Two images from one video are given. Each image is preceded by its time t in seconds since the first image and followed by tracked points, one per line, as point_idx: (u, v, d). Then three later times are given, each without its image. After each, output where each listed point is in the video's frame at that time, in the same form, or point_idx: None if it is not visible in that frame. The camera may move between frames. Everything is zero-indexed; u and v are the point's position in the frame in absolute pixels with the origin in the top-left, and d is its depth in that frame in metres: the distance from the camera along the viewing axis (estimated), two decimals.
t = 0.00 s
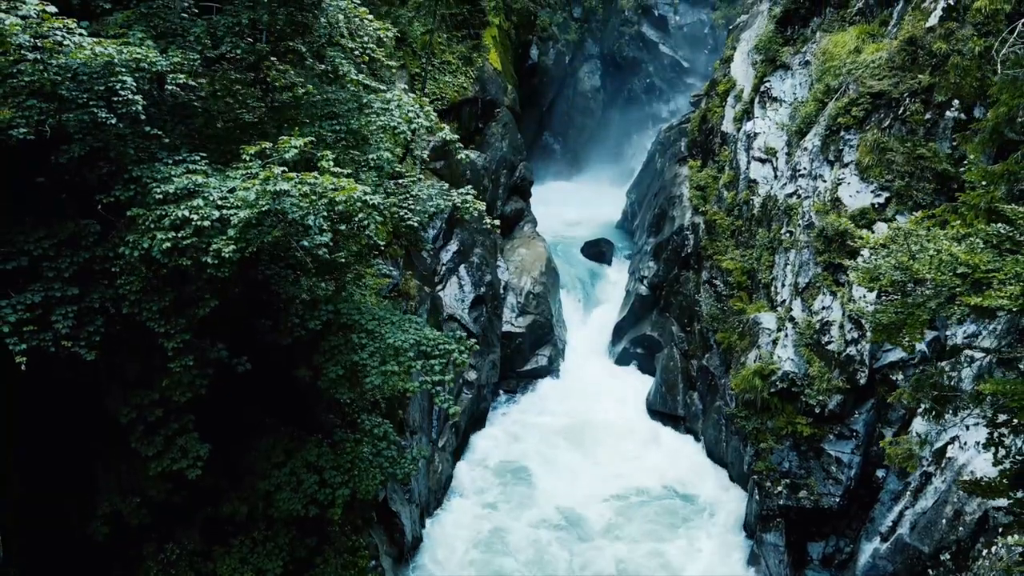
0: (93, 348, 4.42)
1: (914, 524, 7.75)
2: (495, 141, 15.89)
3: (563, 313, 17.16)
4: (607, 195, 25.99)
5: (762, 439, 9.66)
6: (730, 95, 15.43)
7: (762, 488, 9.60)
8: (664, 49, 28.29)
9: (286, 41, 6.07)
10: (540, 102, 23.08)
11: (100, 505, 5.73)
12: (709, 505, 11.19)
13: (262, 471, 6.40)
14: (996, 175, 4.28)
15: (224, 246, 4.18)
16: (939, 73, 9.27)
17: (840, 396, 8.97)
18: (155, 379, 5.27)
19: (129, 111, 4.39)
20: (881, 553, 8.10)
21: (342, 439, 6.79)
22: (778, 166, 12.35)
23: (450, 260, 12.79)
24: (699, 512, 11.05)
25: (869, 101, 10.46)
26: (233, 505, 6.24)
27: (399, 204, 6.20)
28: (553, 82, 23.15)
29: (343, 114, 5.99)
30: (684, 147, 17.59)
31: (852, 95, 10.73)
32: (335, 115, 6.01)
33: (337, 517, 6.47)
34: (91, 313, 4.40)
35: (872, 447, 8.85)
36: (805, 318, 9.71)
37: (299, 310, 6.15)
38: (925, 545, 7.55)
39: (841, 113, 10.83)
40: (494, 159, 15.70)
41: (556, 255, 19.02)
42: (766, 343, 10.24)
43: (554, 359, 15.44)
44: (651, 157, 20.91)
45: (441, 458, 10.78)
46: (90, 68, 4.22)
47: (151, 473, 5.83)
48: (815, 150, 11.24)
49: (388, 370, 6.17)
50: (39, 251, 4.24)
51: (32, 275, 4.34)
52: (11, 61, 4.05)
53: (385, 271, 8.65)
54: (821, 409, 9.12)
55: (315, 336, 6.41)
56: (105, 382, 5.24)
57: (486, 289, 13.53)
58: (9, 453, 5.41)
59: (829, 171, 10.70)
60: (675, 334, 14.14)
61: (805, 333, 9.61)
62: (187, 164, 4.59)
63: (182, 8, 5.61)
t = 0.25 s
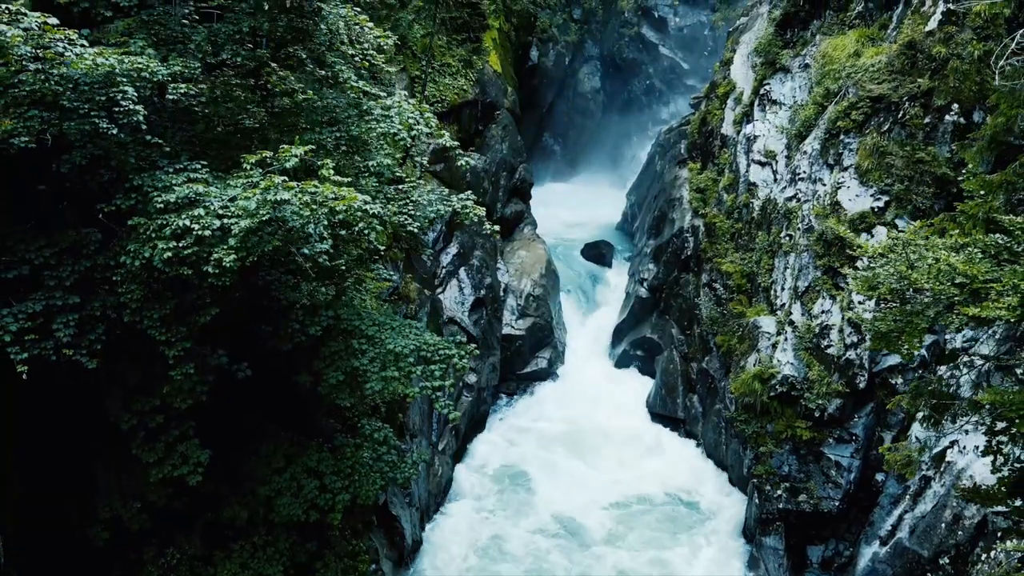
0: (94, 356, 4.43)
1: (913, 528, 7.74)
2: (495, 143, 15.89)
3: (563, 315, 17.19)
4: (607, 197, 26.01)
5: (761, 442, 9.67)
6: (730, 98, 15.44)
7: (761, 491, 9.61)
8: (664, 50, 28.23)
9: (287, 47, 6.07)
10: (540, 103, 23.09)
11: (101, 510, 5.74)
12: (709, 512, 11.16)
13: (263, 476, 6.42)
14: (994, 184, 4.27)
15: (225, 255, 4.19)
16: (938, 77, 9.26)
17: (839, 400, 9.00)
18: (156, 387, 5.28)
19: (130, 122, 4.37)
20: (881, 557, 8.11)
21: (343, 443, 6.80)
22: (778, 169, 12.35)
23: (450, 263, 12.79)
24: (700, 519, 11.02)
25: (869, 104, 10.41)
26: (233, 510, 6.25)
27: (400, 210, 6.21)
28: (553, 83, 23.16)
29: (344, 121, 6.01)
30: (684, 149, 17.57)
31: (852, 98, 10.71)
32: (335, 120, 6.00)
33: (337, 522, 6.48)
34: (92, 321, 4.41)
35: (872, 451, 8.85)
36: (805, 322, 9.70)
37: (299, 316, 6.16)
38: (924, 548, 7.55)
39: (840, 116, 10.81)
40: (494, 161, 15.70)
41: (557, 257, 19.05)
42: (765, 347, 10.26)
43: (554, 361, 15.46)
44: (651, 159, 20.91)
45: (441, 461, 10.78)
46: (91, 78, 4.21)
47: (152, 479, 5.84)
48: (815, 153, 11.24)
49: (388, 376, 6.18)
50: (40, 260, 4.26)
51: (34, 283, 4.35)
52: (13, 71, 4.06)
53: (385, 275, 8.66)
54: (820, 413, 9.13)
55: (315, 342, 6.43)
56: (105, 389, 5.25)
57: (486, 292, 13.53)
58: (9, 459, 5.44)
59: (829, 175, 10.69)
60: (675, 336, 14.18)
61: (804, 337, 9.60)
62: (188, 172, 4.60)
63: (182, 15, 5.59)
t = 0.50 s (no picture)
0: (96, 367, 4.45)
1: (912, 534, 7.73)
2: (495, 146, 15.90)
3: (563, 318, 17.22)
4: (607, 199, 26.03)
5: (761, 447, 9.69)
6: (730, 102, 15.46)
7: (760, 496, 9.64)
8: (664, 52, 28.16)
9: (291, 55, 6.05)
10: (540, 105, 23.10)
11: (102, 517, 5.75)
12: (710, 519, 11.08)
13: (264, 483, 6.43)
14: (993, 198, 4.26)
15: (227, 268, 4.19)
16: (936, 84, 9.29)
17: (838, 406, 9.02)
18: (156, 396, 5.28)
19: (132, 135, 4.38)
20: (880, 562, 8.10)
21: (343, 450, 6.82)
22: (777, 173, 12.37)
23: (450, 266, 12.80)
24: (701, 528, 10.93)
25: (868, 109, 10.39)
26: (234, 517, 6.25)
27: (400, 217, 6.22)
28: (553, 85, 23.20)
29: (344, 130, 6.02)
30: (684, 152, 17.58)
31: (852, 103, 10.69)
32: (335, 130, 6.03)
33: (337, 529, 6.49)
34: (94, 332, 4.43)
35: (871, 455, 8.88)
36: (804, 327, 9.71)
37: (299, 324, 6.16)
38: (923, 554, 7.54)
39: (840, 121, 10.81)
40: (494, 164, 15.72)
41: (556, 260, 19.07)
42: (765, 352, 10.27)
43: (554, 364, 15.49)
44: (651, 161, 20.94)
45: (441, 465, 10.79)
46: (94, 91, 4.21)
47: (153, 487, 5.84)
48: (815, 158, 11.24)
49: (388, 384, 6.20)
50: (42, 271, 4.27)
51: (35, 295, 4.37)
52: (17, 86, 4.08)
53: (385, 279, 8.67)
54: (820, 418, 9.14)
55: (316, 349, 6.45)
56: (107, 396, 5.24)
57: (486, 295, 13.54)
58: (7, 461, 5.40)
59: (828, 179, 10.70)
60: (674, 340, 14.22)
61: (804, 342, 9.61)
62: (189, 183, 4.61)
63: (184, 24, 5.58)
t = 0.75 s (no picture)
0: (97, 375, 4.46)
1: (912, 538, 7.66)
2: (495, 149, 15.91)
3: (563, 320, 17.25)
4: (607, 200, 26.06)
5: (760, 451, 9.72)
6: (729, 104, 15.49)
7: (760, 500, 9.66)
8: (664, 54, 28.21)
9: (292, 63, 6.06)
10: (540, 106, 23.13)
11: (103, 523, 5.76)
12: (709, 525, 11.04)
13: (264, 488, 6.44)
14: (993, 208, 4.23)
15: (227, 277, 4.20)
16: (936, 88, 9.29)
17: (837, 410, 9.02)
18: (157, 403, 5.28)
19: (132, 145, 4.37)
20: (879, 566, 8.07)
21: (343, 455, 6.84)
22: (777, 177, 12.40)
23: (450, 269, 12.82)
24: (700, 534, 10.87)
25: (868, 113, 10.39)
26: (235, 522, 6.26)
27: (399, 224, 6.23)
28: (553, 86, 23.24)
29: (344, 137, 6.05)
30: (684, 154, 17.59)
31: (851, 107, 10.68)
32: (336, 137, 6.05)
33: (338, 534, 6.50)
34: (95, 340, 4.45)
35: (870, 459, 8.89)
36: (804, 331, 9.70)
37: (300, 330, 6.15)
38: (922, 558, 7.45)
39: (839, 125, 10.81)
40: (494, 166, 15.74)
41: (557, 262, 19.10)
42: (764, 356, 10.30)
43: (554, 367, 15.51)
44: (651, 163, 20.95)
45: (441, 468, 10.80)
46: (95, 102, 4.22)
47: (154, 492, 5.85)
48: (815, 161, 11.25)
49: (388, 391, 6.22)
50: (43, 280, 4.29)
51: (36, 303, 4.38)
52: (19, 97, 4.10)
53: (386, 283, 8.68)
54: (819, 422, 9.16)
55: (316, 355, 6.48)
56: (108, 403, 5.24)
57: (486, 298, 13.55)
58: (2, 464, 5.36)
59: (828, 183, 10.71)
60: (673, 343, 14.26)
61: (803, 346, 9.62)
62: (190, 192, 4.62)
63: (185, 32, 5.59)
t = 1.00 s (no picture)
0: (99, 385, 4.48)
1: (911, 543, 7.60)
2: (495, 151, 15.91)
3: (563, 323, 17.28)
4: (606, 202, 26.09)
5: (760, 455, 9.75)
6: (729, 107, 15.51)
7: (760, 504, 9.68)
8: (664, 56, 28.34)
9: (294, 71, 6.07)
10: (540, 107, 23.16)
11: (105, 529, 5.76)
12: (711, 531, 11.00)
13: (265, 494, 6.45)
14: (990, 219, 4.21)
15: (228, 288, 4.21)
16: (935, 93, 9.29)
17: (837, 415, 9.03)
18: (159, 411, 5.29)
19: (133, 158, 4.35)
20: (879, 571, 8.05)
21: (344, 460, 6.84)
22: (777, 181, 12.42)
23: (450, 272, 12.85)
24: (701, 540, 10.83)
25: (867, 118, 10.38)
26: (236, 528, 6.26)
27: (400, 230, 6.23)
28: (553, 88, 23.28)
29: (345, 145, 6.05)
30: (684, 157, 17.58)
31: (851, 111, 10.67)
32: (337, 145, 6.07)
33: (339, 540, 6.51)
34: (97, 350, 4.47)
35: (870, 463, 8.89)
36: (803, 336, 9.70)
37: (300, 337, 6.20)
38: (922, 563, 7.40)
39: (839, 129, 10.81)
40: (494, 169, 15.75)
41: (557, 264, 19.13)
42: (764, 360, 10.33)
43: (554, 370, 15.54)
44: (651, 165, 20.96)
45: (441, 472, 10.80)
46: (97, 115, 4.20)
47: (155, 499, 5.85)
48: (814, 165, 11.26)
49: (389, 397, 6.23)
50: (45, 291, 4.30)
51: (38, 314, 4.40)
52: (21, 110, 4.11)
53: (387, 288, 8.70)
54: (818, 427, 9.17)
55: (317, 362, 6.49)
56: (110, 412, 5.26)
57: (486, 301, 13.56)
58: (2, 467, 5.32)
59: (827, 188, 10.72)
60: (673, 346, 14.30)
61: (802, 350, 9.62)
62: (191, 202, 4.64)
63: (187, 40, 5.60)
